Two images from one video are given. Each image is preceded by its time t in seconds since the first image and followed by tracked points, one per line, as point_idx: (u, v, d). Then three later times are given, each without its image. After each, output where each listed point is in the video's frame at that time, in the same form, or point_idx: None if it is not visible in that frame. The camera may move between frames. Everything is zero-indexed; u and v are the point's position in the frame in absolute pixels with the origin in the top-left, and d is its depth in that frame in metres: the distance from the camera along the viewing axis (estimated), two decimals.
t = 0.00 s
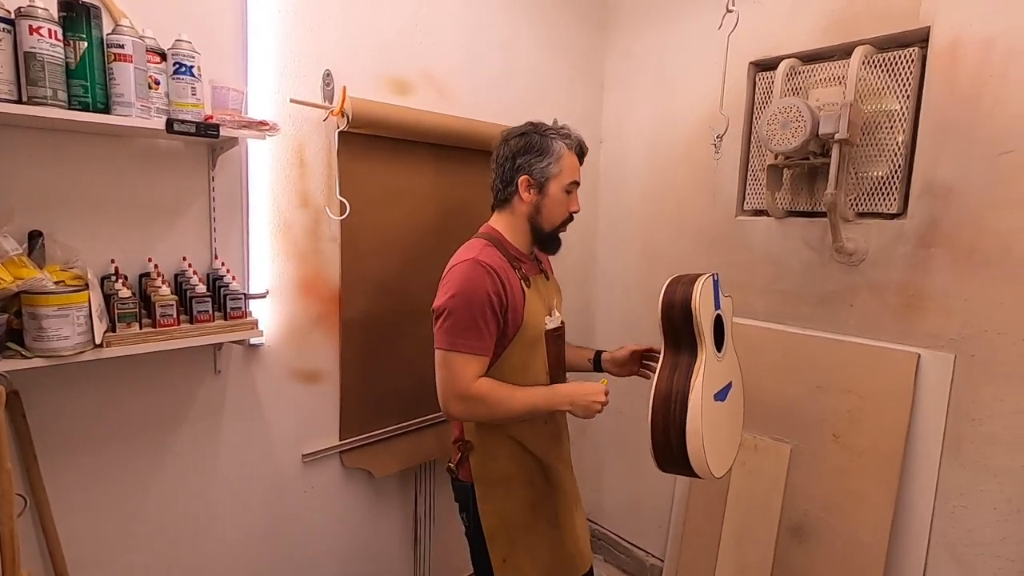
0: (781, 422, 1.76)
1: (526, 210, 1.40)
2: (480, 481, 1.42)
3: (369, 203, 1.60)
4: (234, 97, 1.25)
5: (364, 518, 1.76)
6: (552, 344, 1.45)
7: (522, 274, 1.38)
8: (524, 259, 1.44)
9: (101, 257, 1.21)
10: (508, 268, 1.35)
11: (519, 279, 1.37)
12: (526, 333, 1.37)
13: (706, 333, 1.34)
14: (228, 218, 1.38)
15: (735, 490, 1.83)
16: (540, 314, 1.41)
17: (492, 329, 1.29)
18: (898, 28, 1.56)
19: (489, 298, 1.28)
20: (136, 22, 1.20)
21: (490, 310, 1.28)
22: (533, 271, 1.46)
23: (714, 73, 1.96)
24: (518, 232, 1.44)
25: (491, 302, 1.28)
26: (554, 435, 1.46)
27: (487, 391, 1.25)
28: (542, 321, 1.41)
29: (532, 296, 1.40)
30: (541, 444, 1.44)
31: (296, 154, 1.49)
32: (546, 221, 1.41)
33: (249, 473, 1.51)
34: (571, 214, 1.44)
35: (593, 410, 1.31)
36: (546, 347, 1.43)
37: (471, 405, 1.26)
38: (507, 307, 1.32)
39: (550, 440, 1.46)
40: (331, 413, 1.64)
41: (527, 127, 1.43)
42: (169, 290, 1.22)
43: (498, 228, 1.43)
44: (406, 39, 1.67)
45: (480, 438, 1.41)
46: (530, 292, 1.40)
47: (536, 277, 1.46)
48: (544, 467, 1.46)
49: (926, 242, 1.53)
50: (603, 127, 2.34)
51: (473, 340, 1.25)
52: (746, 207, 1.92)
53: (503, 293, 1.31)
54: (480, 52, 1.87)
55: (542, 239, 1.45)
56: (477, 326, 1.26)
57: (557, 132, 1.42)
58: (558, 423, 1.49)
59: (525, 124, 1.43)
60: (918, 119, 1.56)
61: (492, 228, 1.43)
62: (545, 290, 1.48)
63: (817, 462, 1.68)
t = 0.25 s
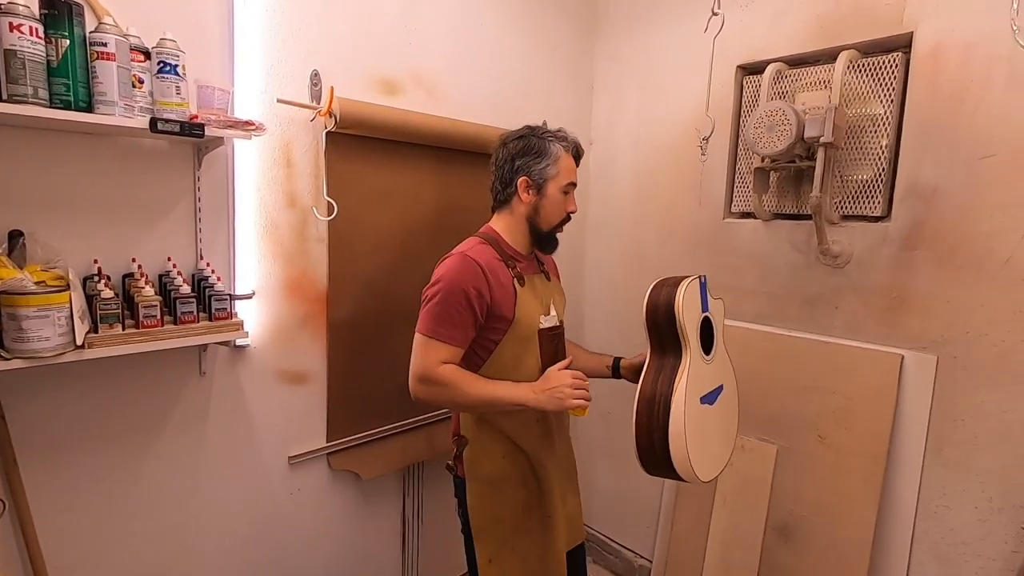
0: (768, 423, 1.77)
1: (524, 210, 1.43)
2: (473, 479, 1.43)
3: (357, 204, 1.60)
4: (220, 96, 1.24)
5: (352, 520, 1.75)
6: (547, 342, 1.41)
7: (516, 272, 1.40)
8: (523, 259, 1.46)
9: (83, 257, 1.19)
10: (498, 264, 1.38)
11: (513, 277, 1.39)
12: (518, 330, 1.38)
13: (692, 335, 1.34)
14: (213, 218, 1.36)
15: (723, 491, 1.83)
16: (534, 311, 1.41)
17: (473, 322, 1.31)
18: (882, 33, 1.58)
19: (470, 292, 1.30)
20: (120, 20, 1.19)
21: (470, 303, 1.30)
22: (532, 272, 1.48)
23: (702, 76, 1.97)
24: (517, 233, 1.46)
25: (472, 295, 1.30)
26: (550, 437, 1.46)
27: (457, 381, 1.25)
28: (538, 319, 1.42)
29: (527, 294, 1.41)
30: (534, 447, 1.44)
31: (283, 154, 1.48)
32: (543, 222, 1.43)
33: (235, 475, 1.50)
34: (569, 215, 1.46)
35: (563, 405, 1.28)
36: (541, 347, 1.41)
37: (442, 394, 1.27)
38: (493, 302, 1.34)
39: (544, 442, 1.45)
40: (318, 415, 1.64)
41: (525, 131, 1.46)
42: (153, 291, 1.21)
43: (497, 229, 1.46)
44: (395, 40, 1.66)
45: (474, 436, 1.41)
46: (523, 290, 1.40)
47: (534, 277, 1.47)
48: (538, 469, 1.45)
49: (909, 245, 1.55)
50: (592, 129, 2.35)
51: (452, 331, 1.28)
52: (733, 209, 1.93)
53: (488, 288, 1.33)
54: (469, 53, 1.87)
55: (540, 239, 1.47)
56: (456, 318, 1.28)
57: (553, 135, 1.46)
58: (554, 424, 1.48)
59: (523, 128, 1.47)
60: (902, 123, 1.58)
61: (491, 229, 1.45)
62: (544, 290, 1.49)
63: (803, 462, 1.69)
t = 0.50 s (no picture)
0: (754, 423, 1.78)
1: (526, 209, 1.47)
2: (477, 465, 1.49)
3: (344, 205, 1.59)
4: (204, 96, 1.23)
5: (340, 523, 1.74)
6: (552, 336, 1.33)
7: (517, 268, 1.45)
8: (528, 257, 1.50)
9: (65, 258, 1.18)
10: (499, 261, 1.43)
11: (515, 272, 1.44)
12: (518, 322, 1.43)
13: (678, 336, 1.34)
14: (199, 218, 1.36)
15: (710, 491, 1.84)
16: (535, 306, 1.45)
17: (472, 313, 1.38)
18: (866, 38, 1.59)
19: (467, 285, 1.37)
20: (103, 19, 1.18)
21: (467, 295, 1.37)
22: (537, 269, 1.52)
23: (689, 79, 1.98)
24: (521, 233, 1.51)
25: (468, 288, 1.36)
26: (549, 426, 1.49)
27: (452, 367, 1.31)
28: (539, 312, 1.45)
29: (527, 289, 1.45)
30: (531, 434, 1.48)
31: (270, 154, 1.47)
32: (544, 221, 1.47)
33: (220, 478, 1.48)
34: (571, 215, 1.49)
35: (546, 381, 1.30)
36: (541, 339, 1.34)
37: (439, 379, 1.33)
38: (491, 295, 1.40)
39: (546, 433, 1.50)
40: (305, 417, 1.62)
41: (525, 136, 1.51)
42: (136, 293, 1.19)
43: (502, 229, 1.51)
44: (383, 40, 1.66)
45: (481, 424, 1.47)
46: (525, 285, 1.45)
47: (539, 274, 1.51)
48: (538, 460, 1.49)
49: (893, 246, 1.57)
50: (581, 130, 2.36)
51: (450, 321, 1.36)
52: (721, 211, 1.94)
53: (486, 282, 1.40)
54: (458, 54, 1.87)
55: (543, 238, 1.50)
56: (453, 309, 1.35)
57: (554, 137, 1.49)
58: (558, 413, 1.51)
59: (525, 133, 1.51)
60: (885, 126, 1.60)
61: (496, 229, 1.51)
62: (550, 288, 1.52)
63: (789, 462, 1.71)
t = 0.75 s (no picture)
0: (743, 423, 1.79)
1: (529, 211, 1.48)
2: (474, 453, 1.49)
3: (332, 206, 1.58)
4: (189, 96, 1.22)
5: (328, 526, 1.73)
6: (548, 333, 1.31)
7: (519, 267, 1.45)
8: (530, 258, 1.50)
9: (46, 259, 1.16)
10: (499, 260, 1.43)
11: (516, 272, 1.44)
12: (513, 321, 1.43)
13: (662, 336, 1.35)
14: (184, 219, 1.34)
15: (699, 492, 1.85)
16: (535, 305, 1.45)
17: (474, 312, 1.40)
18: (851, 40, 1.61)
19: (469, 284, 1.38)
20: (85, 18, 1.16)
21: (469, 294, 1.38)
22: (540, 270, 1.51)
23: (678, 80, 1.99)
24: (525, 235, 1.51)
25: (470, 287, 1.38)
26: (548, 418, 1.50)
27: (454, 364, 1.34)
28: (539, 310, 1.45)
29: (527, 288, 1.45)
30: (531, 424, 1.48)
31: (256, 155, 1.46)
32: (546, 222, 1.47)
33: (206, 482, 1.47)
34: (574, 217, 1.48)
35: (542, 380, 1.30)
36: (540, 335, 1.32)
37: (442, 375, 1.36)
38: (493, 294, 1.41)
39: (543, 424, 1.50)
40: (293, 419, 1.61)
41: (527, 141, 1.52)
42: (119, 295, 1.18)
43: (505, 231, 1.51)
44: (371, 41, 1.65)
45: (480, 414, 1.48)
46: (524, 284, 1.44)
47: (544, 275, 1.51)
48: (534, 451, 1.49)
49: (878, 247, 1.58)
50: (571, 132, 2.36)
51: (452, 319, 1.38)
52: (709, 212, 1.95)
53: (488, 281, 1.41)
54: (447, 55, 1.86)
55: (546, 240, 1.50)
56: (456, 308, 1.37)
57: (556, 141, 1.50)
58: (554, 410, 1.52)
59: (526, 138, 1.52)
60: (870, 128, 1.61)
61: (499, 231, 1.51)
62: (555, 287, 1.52)
63: (777, 461, 1.72)
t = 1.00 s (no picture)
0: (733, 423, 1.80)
1: (521, 212, 1.48)
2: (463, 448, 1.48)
3: (321, 207, 1.57)
4: (176, 96, 1.21)
5: (318, 529, 1.72)
6: (538, 329, 1.28)
7: (509, 265, 1.45)
8: (523, 257, 1.50)
9: (29, 261, 1.15)
10: (489, 259, 1.44)
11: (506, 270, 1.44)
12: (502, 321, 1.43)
13: (643, 334, 1.38)
14: (171, 220, 1.33)
15: (690, 492, 1.85)
16: (525, 302, 1.45)
17: (464, 308, 1.40)
18: (839, 42, 1.62)
19: (457, 280, 1.39)
20: (68, 17, 1.15)
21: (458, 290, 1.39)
22: (532, 270, 1.51)
23: (668, 82, 2.00)
24: (517, 236, 1.51)
25: (459, 284, 1.39)
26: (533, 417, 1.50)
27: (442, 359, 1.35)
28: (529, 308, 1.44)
29: (517, 286, 1.45)
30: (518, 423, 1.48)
31: (244, 155, 1.45)
32: (538, 223, 1.47)
33: (194, 486, 1.45)
34: (567, 217, 1.48)
35: (522, 385, 1.30)
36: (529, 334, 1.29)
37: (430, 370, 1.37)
38: (483, 291, 1.42)
39: (533, 420, 1.50)
40: (282, 422, 1.60)
41: (520, 144, 1.53)
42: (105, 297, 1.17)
43: (499, 232, 1.52)
44: (360, 42, 1.64)
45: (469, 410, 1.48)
46: (514, 282, 1.44)
47: (536, 274, 1.51)
48: (522, 445, 1.49)
49: (866, 247, 1.59)
50: (561, 133, 2.36)
51: (441, 315, 1.38)
52: (699, 213, 1.96)
53: (477, 278, 1.41)
54: (437, 56, 1.86)
55: (539, 240, 1.50)
56: (444, 303, 1.38)
57: (549, 145, 1.51)
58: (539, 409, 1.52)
59: (521, 142, 1.53)
60: (858, 129, 1.62)
61: (493, 232, 1.52)
62: (547, 286, 1.52)
63: (767, 461, 1.72)
